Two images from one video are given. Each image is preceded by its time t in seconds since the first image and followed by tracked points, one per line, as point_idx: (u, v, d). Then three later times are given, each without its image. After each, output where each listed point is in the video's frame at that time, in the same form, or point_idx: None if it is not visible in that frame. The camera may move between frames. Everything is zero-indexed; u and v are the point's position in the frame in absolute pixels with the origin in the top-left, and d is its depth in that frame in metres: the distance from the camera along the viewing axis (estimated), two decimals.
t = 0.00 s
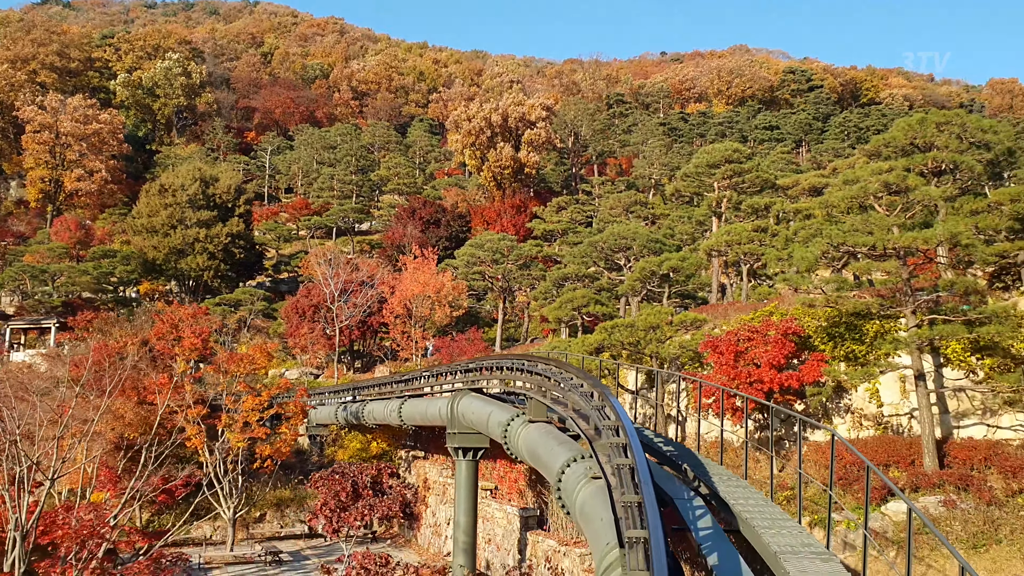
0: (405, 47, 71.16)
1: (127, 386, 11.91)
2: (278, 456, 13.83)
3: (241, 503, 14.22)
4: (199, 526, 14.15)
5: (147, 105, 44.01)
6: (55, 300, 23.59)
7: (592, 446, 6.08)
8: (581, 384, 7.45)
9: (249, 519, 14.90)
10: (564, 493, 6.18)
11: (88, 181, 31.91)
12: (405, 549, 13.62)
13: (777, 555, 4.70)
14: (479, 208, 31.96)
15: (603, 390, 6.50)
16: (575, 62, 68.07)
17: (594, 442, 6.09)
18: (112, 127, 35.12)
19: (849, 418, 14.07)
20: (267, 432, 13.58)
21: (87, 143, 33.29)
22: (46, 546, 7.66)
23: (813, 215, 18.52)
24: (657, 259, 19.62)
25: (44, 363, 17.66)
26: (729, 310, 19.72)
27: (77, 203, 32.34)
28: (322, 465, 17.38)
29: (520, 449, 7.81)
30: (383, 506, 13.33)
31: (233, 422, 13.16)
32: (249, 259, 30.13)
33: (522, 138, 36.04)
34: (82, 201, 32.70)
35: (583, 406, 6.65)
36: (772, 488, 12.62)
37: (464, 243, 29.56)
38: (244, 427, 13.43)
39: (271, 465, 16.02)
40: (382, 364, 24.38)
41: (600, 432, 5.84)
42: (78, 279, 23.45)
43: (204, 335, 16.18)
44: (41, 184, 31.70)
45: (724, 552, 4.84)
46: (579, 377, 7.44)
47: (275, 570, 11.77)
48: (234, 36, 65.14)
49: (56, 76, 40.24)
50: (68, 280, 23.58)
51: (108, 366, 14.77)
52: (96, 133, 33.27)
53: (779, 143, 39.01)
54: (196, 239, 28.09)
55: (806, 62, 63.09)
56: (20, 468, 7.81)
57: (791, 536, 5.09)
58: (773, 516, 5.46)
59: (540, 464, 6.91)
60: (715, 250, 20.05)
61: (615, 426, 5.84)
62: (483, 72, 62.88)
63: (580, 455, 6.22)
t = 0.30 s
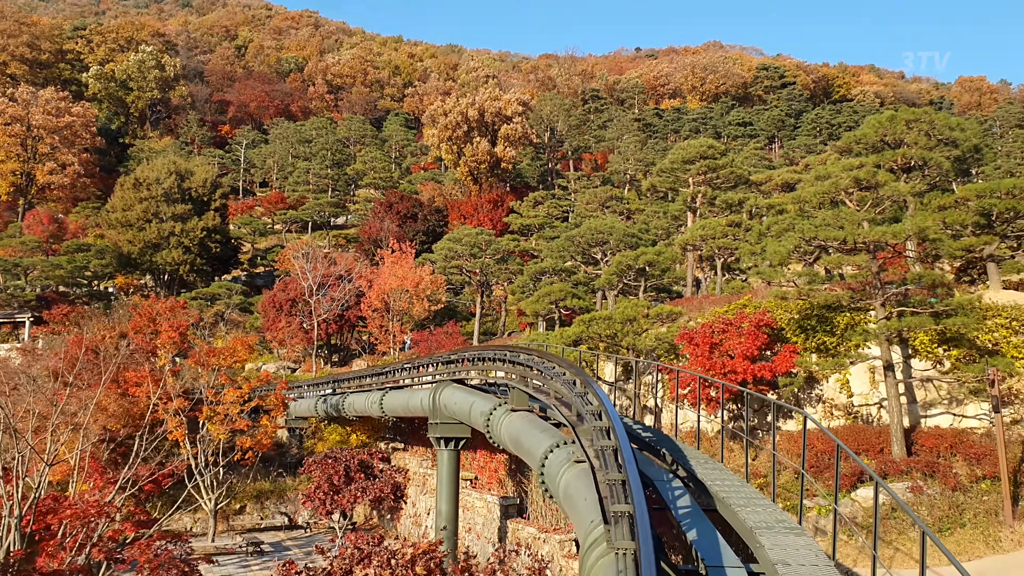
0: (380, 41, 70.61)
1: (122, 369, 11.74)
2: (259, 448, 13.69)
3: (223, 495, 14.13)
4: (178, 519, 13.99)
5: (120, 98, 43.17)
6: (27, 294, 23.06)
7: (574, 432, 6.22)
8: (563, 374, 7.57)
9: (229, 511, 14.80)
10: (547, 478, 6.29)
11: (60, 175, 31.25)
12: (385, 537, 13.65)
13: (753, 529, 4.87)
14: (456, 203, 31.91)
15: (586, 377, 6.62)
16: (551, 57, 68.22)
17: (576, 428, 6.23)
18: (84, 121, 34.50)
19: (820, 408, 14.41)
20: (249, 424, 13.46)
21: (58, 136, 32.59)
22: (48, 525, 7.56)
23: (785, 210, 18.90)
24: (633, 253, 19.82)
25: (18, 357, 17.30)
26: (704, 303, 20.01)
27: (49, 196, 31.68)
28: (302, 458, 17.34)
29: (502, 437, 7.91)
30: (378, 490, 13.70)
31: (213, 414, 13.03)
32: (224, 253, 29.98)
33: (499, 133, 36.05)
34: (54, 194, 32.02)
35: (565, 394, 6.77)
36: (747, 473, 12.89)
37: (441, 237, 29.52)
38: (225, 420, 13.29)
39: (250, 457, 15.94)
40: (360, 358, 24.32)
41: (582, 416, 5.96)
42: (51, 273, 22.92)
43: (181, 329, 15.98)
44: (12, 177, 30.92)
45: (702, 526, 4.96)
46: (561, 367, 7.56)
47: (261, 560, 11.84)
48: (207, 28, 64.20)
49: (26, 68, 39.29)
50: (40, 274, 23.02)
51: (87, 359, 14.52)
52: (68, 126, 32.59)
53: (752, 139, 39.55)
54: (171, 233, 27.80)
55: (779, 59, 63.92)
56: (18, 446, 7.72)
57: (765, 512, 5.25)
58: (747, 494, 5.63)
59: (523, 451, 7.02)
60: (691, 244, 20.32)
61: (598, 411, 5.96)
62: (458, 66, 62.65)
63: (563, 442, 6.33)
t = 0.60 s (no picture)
0: (371, 37, 70.41)
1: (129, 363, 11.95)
2: (257, 441, 13.64)
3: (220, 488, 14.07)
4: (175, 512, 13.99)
5: (111, 94, 42.87)
6: (20, 290, 22.87)
7: (573, 420, 6.27)
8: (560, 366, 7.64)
9: (225, 505, 14.82)
10: (545, 467, 6.33)
11: (52, 170, 31.04)
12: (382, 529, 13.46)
13: (746, 511, 4.92)
14: (448, 199, 31.87)
15: (584, 367, 6.69)
16: (542, 54, 68.20)
17: (575, 416, 6.28)
18: (77, 116, 34.38)
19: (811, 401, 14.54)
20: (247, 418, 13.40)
21: (50, 131, 32.36)
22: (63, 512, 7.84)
23: (776, 208, 19.04)
24: (626, 250, 19.87)
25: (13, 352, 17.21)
26: (695, 299, 20.10)
27: (41, 191, 31.57)
28: (297, 452, 17.36)
29: (500, 428, 7.94)
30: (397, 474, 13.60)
31: (212, 407, 12.98)
32: (217, 250, 29.96)
33: (491, 130, 36.02)
34: (45, 190, 31.78)
35: (563, 384, 6.83)
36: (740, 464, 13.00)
37: (434, 234, 29.51)
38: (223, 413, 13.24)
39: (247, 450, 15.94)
40: (353, 354, 24.33)
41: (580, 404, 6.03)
42: (44, 268, 22.75)
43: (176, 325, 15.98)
44: (4, 172, 30.65)
45: (696, 508, 5.01)
46: (558, 358, 7.62)
47: (262, 552, 11.92)
48: (198, 24, 63.89)
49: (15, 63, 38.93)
50: (33, 269, 22.83)
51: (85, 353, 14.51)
52: (60, 122, 32.41)
53: (742, 137, 39.73)
54: (164, 229, 27.73)
55: (769, 57, 64.15)
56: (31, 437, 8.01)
57: (757, 496, 5.31)
58: (740, 481, 5.69)
59: (522, 442, 7.05)
60: (682, 241, 20.40)
61: (596, 399, 6.03)
62: (450, 63, 62.50)
63: (560, 431, 6.39)
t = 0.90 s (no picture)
0: (357, 34, 70.09)
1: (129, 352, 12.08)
2: (247, 436, 13.53)
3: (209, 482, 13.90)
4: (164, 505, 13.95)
5: (95, 89, 42.42)
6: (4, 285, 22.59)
7: (564, 410, 6.36)
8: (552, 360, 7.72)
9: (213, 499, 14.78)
10: (537, 457, 6.41)
11: (35, 165, 30.66)
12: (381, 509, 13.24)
13: (732, 494, 5.00)
14: (435, 197, 31.84)
15: (576, 359, 6.77)
16: (528, 52, 68.28)
17: (565, 406, 6.36)
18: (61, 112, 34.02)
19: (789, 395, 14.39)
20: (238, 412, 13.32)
21: (34, 127, 31.99)
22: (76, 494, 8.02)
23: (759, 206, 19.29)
24: (613, 247, 19.95)
25: None
26: (680, 295, 20.30)
27: (24, 186, 31.06)
28: (286, 447, 17.38)
29: (492, 421, 8.01)
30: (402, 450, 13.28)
31: (203, 401, 12.89)
32: (203, 246, 29.78)
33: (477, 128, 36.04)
34: (29, 185, 31.39)
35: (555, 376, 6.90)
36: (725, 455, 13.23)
37: (421, 231, 29.49)
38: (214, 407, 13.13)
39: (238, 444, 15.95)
40: (340, 351, 24.31)
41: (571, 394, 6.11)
42: (29, 264, 22.49)
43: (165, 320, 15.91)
44: None
45: (684, 490, 5.10)
46: (550, 351, 7.70)
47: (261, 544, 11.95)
48: (183, 20, 63.42)
49: None
50: (17, 265, 22.54)
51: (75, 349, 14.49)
52: (44, 117, 32.13)
53: (726, 137, 40.09)
54: (150, 225, 27.52)
55: (753, 56, 64.68)
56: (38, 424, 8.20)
57: (742, 480, 5.40)
58: (726, 466, 5.79)
59: (513, 433, 7.12)
60: (667, 239, 20.58)
61: (587, 389, 6.11)
62: (435, 61, 62.35)
63: (552, 421, 6.46)
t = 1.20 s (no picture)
0: (344, 32, 69.76)
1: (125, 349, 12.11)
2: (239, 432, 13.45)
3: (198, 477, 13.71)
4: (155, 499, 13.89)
5: (80, 86, 41.99)
6: None
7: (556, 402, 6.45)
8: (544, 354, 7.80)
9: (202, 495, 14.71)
10: (530, 448, 6.49)
11: (20, 162, 30.27)
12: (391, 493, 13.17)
13: (719, 479, 5.11)
14: (423, 195, 31.77)
15: (568, 352, 6.85)
16: (515, 52, 68.34)
17: (559, 397, 6.45)
18: (46, 108, 33.67)
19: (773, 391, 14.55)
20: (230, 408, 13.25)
21: (19, 123, 31.71)
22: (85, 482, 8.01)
23: (745, 206, 19.46)
24: (600, 246, 20.00)
25: None
26: (667, 294, 20.43)
27: (9, 182, 30.44)
28: (275, 442, 17.38)
29: (484, 415, 8.04)
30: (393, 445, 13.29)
31: (196, 396, 12.79)
32: (190, 243, 29.59)
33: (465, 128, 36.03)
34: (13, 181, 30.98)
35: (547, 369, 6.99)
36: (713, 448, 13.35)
37: (409, 230, 29.43)
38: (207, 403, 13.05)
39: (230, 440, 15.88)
40: (328, 348, 24.25)
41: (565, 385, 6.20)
42: (15, 260, 22.22)
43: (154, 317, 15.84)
44: None
45: (674, 476, 5.20)
46: (542, 346, 7.78)
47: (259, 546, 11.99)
48: (168, 17, 63.11)
49: None
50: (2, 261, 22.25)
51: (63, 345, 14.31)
52: (29, 113, 32.13)
53: (711, 138, 40.41)
54: (138, 222, 27.35)
55: (738, 58, 65.20)
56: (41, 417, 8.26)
57: (729, 468, 5.51)
58: (714, 455, 5.89)
59: (506, 425, 7.19)
60: (654, 238, 20.69)
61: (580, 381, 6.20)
62: (423, 60, 62.20)
63: (545, 414, 6.55)
